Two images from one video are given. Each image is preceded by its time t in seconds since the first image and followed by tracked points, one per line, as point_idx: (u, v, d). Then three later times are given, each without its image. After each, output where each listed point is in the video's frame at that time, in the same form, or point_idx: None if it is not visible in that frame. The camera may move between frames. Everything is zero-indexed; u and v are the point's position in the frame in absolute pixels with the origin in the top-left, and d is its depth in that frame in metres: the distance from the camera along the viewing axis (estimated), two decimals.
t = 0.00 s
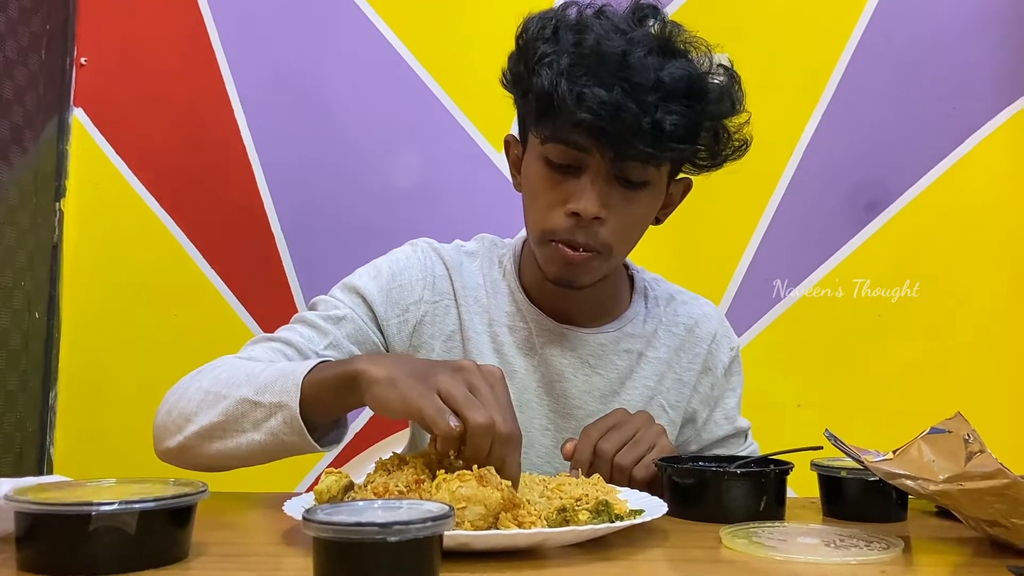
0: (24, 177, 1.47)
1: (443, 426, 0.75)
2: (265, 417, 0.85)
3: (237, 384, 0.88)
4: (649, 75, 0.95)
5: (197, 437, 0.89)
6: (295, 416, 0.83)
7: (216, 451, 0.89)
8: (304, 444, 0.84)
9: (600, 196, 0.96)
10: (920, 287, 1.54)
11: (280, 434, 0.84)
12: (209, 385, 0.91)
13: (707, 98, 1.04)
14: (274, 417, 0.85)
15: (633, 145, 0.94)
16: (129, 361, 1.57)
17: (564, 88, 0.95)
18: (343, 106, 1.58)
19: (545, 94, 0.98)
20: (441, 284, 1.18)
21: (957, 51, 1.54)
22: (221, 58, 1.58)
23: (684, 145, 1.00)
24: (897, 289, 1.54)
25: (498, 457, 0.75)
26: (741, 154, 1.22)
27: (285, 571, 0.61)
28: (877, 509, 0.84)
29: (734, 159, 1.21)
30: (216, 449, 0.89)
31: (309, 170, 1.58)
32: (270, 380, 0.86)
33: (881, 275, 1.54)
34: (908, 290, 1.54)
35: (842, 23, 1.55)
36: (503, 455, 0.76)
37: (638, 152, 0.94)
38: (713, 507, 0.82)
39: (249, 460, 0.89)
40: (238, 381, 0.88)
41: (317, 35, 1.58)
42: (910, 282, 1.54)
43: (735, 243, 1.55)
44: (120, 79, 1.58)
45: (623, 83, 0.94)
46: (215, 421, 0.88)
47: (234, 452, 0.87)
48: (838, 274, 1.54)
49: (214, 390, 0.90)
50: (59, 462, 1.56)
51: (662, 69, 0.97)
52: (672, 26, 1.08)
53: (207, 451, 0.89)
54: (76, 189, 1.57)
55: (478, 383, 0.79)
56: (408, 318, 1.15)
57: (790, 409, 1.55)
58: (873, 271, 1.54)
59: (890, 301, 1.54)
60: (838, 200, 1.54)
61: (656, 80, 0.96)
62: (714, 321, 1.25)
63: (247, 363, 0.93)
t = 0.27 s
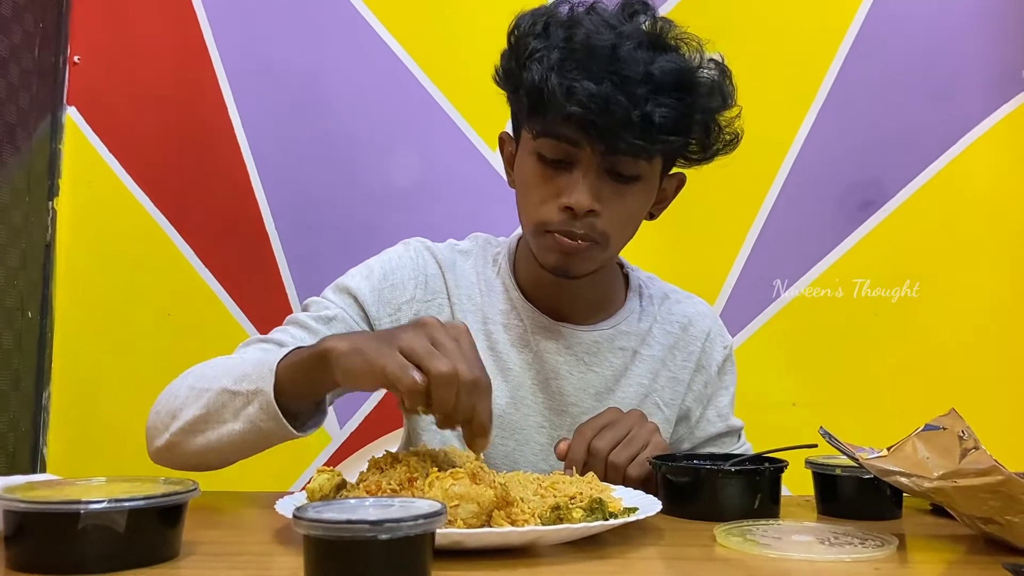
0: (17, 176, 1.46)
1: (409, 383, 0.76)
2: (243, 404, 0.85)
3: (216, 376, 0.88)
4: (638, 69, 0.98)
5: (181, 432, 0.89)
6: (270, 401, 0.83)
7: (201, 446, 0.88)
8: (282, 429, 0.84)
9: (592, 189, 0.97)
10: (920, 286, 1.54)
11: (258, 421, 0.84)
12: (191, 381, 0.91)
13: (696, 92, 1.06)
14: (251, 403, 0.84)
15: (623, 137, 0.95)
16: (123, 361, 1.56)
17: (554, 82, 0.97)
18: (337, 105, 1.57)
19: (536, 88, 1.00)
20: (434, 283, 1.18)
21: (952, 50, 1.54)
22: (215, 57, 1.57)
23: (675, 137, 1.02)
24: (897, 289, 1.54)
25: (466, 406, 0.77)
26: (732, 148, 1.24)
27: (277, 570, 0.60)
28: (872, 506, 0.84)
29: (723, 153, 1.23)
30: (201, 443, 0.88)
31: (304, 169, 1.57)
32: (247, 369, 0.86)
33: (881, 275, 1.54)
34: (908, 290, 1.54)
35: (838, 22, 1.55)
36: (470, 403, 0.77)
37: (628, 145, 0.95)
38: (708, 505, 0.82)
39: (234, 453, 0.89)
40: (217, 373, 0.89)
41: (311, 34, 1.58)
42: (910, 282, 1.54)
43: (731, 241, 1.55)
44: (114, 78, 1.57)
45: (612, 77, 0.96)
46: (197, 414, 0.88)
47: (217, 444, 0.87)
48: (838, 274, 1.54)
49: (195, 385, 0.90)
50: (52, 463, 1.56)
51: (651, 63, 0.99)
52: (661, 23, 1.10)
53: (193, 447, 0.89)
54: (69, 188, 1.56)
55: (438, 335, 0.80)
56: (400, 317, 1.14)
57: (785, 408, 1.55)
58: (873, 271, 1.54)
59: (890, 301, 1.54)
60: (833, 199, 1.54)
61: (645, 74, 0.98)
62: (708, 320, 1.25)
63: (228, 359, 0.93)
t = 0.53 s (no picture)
0: (13, 177, 1.46)
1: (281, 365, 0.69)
2: (200, 410, 0.86)
3: (186, 384, 0.90)
4: (619, 61, 0.99)
5: (157, 441, 0.91)
6: (217, 405, 0.83)
7: (175, 454, 0.90)
8: (235, 432, 0.84)
9: (577, 180, 0.98)
10: (920, 287, 1.54)
11: (213, 426, 0.84)
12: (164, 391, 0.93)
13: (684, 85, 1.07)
14: (206, 409, 0.85)
15: (605, 128, 0.96)
16: (119, 361, 1.56)
17: (537, 75, 0.99)
18: (334, 106, 1.58)
19: (520, 83, 1.02)
20: (429, 284, 1.17)
21: (946, 51, 1.55)
22: (211, 57, 1.57)
23: (659, 130, 1.02)
24: (897, 290, 1.54)
25: (349, 367, 0.68)
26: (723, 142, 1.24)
27: (272, 570, 0.60)
28: (867, 506, 0.84)
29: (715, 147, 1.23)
30: (174, 451, 0.90)
31: (300, 170, 1.57)
32: (202, 375, 0.87)
33: (881, 276, 1.54)
34: (908, 290, 1.54)
35: (834, 23, 1.55)
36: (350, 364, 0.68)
37: (610, 137, 0.97)
38: (703, 506, 0.82)
39: (207, 458, 0.89)
40: (182, 381, 0.90)
41: (308, 35, 1.58)
42: (909, 282, 1.54)
43: (727, 241, 1.55)
44: (110, 78, 1.57)
45: (593, 69, 0.98)
46: (166, 422, 0.89)
47: (187, 450, 0.88)
48: (838, 274, 1.55)
49: (165, 394, 0.92)
50: (48, 464, 1.56)
51: (635, 56, 1.00)
52: (650, 19, 1.11)
53: (169, 455, 0.91)
54: (65, 189, 1.56)
55: (310, 298, 0.72)
56: (395, 318, 1.13)
57: (781, 408, 1.55)
58: (873, 271, 1.54)
59: (889, 301, 1.54)
60: (829, 200, 1.55)
61: (627, 66, 0.99)
62: (704, 319, 1.25)
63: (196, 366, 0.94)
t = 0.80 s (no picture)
0: (10, 177, 1.46)
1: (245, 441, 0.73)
2: (190, 428, 0.87)
3: (177, 402, 0.91)
4: (605, 55, 0.99)
5: (152, 458, 0.92)
6: (205, 426, 0.84)
7: (168, 470, 0.91)
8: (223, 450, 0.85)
9: (567, 176, 0.98)
10: (920, 287, 1.54)
11: (202, 444, 0.85)
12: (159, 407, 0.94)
13: (669, 79, 1.07)
14: (195, 427, 0.86)
15: (593, 120, 0.96)
16: (116, 361, 1.56)
17: (523, 71, 0.99)
18: (331, 105, 1.57)
19: (507, 80, 1.02)
20: (422, 288, 1.17)
21: (944, 51, 1.55)
22: (209, 58, 1.57)
23: (647, 122, 1.02)
24: (897, 290, 1.54)
25: (306, 453, 0.70)
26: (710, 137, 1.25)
27: (270, 571, 0.60)
28: (866, 506, 0.84)
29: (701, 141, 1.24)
30: (168, 467, 0.91)
31: (298, 170, 1.57)
32: (192, 394, 0.88)
33: (881, 276, 1.54)
34: (908, 290, 1.54)
35: (831, 23, 1.55)
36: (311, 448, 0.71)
37: (599, 129, 0.96)
38: (702, 506, 0.82)
39: (201, 474, 0.90)
40: (176, 398, 0.91)
41: (305, 35, 1.58)
42: (909, 282, 1.54)
43: (725, 241, 1.55)
44: (108, 78, 1.57)
45: (579, 63, 0.98)
46: (160, 439, 0.90)
47: (180, 467, 0.89)
48: (838, 274, 1.55)
49: (160, 410, 0.93)
50: (45, 465, 1.55)
51: (619, 49, 1.01)
52: (634, 16, 1.12)
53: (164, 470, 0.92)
54: (62, 189, 1.56)
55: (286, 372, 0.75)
56: (390, 322, 1.14)
57: (779, 408, 1.55)
58: (873, 271, 1.54)
59: (889, 301, 1.54)
60: (827, 200, 1.55)
61: (613, 60, 0.99)
62: (699, 316, 1.25)
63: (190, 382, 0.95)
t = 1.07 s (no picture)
0: (10, 177, 1.46)
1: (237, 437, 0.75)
2: (188, 433, 0.87)
3: (175, 407, 0.91)
4: (588, 58, 0.99)
5: (150, 464, 0.92)
6: (201, 429, 0.84)
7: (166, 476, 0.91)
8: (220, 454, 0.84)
9: (555, 179, 0.98)
10: (919, 287, 1.55)
11: (201, 449, 0.85)
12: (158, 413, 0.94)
13: (654, 79, 1.07)
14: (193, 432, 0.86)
15: (578, 126, 0.96)
16: (117, 362, 1.56)
17: (507, 79, 1.00)
18: (331, 106, 1.57)
19: (491, 86, 1.03)
20: (412, 292, 1.18)
21: (943, 51, 1.55)
22: (209, 59, 1.57)
23: (632, 124, 1.03)
24: (897, 290, 1.54)
25: (292, 452, 0.73)
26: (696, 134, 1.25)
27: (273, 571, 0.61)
28: (866, 505, 0.84)
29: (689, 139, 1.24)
30: (166, 473, 0.91)
31: (299, 171, 1.57)
32: (190, 399, 0.88)
33: (881, 276, 1.55)
34: (908, 290, 1.54)
35: (830, 23, 1.55)
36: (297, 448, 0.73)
37: (584, 134, 0.97)
38: (702, 506, 0.82)
39: (198, 478, 0.90)
40: (174, 404, 0.91)
41: (305, 36, 1.58)
42: (909, 282, 1.55)
43: (725, 241, 1.56)
44: (108, 78, 1.57)
45: (562, 69, 0.98)
46: (158, 445, 0.90)
47: (178, 473, 0.89)
48: (838, 274, 1.55)
49: (158, 416, 0.93)
50: (46, 466, 1.55)
51: (603, 52, 1.01)
52: (617, 15, 1.12)
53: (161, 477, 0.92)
54: (62, 190, 1.56)
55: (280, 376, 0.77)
56: (380, 328, 1.14)
57: (778, 408, 1.55)
58: (873, 272, 1.55)
59: (889, 301, 1.55)
60: (826, 200, 1.55)
61: (597, 63, 1.00)
62: (692, 314, 1.25)
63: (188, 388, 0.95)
